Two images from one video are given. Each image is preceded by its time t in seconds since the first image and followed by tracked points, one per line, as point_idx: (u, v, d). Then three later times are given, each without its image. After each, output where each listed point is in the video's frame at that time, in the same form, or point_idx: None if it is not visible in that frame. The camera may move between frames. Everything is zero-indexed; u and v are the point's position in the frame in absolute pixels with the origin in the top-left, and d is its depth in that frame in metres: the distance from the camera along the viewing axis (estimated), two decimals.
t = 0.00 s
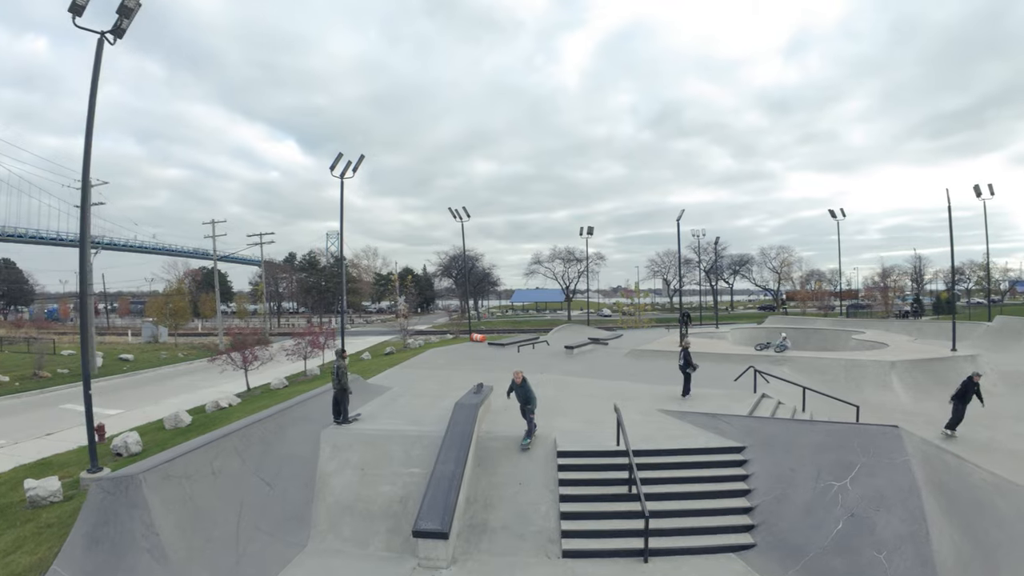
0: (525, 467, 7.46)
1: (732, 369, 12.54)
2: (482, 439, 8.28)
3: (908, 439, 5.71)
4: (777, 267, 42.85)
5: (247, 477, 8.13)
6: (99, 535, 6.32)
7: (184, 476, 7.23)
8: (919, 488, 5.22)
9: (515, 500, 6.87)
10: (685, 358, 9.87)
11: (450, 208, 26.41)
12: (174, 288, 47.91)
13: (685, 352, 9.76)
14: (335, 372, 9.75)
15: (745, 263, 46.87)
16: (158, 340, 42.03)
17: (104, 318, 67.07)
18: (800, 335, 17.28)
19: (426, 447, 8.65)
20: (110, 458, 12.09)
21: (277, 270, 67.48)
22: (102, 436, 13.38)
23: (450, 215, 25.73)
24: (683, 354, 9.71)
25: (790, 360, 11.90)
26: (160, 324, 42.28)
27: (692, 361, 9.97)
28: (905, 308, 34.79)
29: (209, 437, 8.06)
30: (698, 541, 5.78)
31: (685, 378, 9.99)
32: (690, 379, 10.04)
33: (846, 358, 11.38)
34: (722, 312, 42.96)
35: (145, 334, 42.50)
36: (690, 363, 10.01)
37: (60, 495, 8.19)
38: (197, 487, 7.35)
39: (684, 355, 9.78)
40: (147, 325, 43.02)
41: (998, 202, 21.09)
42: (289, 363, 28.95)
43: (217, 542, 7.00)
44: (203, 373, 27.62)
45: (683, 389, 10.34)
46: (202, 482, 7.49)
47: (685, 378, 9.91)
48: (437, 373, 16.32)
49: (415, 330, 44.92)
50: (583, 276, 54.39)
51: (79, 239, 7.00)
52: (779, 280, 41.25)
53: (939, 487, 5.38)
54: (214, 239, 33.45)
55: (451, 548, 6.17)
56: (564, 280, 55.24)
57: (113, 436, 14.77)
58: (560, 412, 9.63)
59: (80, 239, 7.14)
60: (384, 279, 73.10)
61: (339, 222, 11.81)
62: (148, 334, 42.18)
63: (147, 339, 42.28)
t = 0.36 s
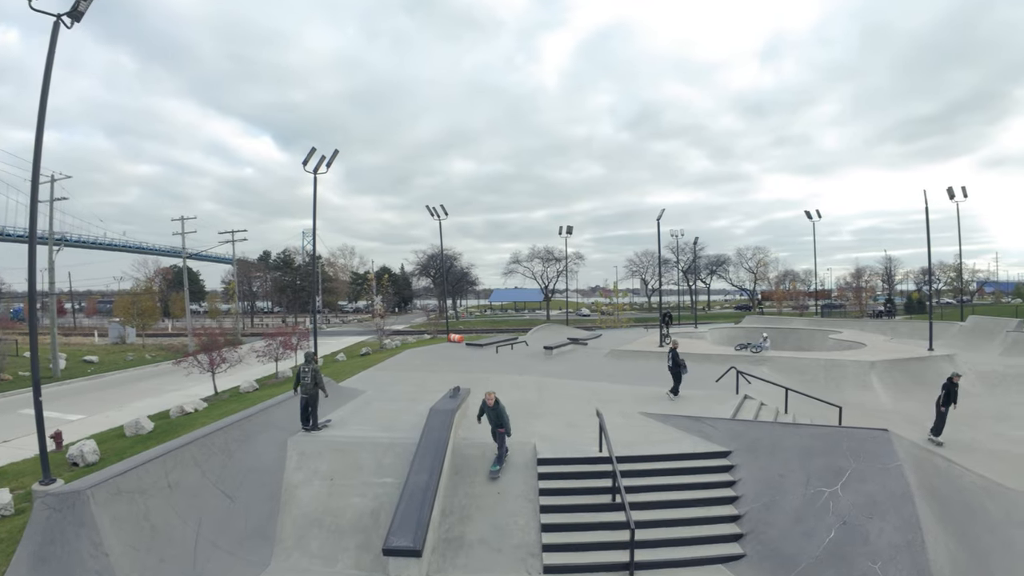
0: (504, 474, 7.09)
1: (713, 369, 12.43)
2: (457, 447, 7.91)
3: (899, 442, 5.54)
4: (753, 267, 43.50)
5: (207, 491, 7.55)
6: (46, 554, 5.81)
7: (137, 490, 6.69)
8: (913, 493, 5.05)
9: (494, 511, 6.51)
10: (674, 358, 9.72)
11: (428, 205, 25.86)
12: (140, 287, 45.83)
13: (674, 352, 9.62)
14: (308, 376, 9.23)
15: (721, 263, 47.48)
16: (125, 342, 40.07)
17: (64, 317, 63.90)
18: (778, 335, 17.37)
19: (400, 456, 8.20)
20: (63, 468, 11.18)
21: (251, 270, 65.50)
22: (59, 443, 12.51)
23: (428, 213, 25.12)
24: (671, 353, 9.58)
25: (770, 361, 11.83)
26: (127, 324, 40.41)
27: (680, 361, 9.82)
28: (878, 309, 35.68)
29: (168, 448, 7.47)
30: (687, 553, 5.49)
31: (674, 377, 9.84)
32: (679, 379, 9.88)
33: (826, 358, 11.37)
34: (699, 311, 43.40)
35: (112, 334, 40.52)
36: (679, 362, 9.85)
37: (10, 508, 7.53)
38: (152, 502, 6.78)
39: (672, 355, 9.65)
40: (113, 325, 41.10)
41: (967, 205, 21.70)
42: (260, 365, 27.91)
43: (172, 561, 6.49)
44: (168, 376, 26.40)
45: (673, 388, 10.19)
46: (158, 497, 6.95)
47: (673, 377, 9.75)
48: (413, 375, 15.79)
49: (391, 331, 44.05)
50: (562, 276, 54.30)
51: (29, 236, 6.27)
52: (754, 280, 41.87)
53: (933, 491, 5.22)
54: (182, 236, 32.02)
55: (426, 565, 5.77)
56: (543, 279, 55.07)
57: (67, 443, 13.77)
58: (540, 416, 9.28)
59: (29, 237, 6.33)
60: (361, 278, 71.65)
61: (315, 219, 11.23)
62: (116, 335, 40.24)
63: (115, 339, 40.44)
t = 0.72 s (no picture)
0: (481, 484, 6.73)
1: (693, 370, 12.30)
2: (431, 456, 7.49)
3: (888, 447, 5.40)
4: (729, 267, 44.09)
5: (162, 506, 7.07)
6: None
7: (85, 508, 6.26)
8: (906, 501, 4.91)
9: (471, 525, 6.13)
10: (663, 359, 9.56)
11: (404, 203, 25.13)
12: (107, 287, 43.66)
13: (663, 352, 9.49)
14: (277, 381, 8.68)
15: (698, 263, 48.03)
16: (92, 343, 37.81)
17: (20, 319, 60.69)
18: (756, 335, 17.42)
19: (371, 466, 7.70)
20: (15, 481, 10.11)
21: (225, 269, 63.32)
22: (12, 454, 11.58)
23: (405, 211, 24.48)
24: (660, 353, 9.44)
25: (750, 360, 11.75)
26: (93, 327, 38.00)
27: (669, 361, 9.68)
28: (854, 307, 36.56)
29: (123, 460, 7.00)
30: (677, 567, 5.17)
31: (662, 377, 9.70)
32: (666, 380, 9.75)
33: (806, 357, 11.34)
34: (677, 310, 43.76)
35: (77, 336, 38.36)
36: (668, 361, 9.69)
37: None
38: (100, 521, 6.35)
39: (661, 355, 9.52)
40: (78, 326, 38.99)
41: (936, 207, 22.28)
42: (229, 368, 26.80)
43: None
44: (130, 380, 25.12)
45: (661, 388, 10.04)
46: (108, 515, 6.48)
47: (661, 377, 9.62)
48: (387, 378, 15.23)
49: (368, 331, 43.09)
50: (541, 275, 54.13)
51: None
52: (731, 280, 42.45)
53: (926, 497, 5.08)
54: (149, 235, 30.68)
55: None
56: (521, 279, 54.82)
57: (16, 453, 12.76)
58: (519, 421, 8.91)
59: None
60: (337, 278, 70.04)
61: (286, 214, 10.62)
62: (81, 336, 37.94)
63: (79, 341, 38.16)
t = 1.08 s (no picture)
0: (458, 496, 6.38)
1: (673, 369, 12.15)
2: (404, 465, 7.05)
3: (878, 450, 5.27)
4: (705, 266, 44.63)
5: (113, 524, 6.47)
6: None
7: (27, 527, 5.74)
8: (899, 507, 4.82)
9: (450, 541, 5.78)
10: (653, 358, 9.44)
11: (379, 201, 24.39)
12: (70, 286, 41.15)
13: (654, 352, 9.39)
14: (235, 389, 8.09)
15: (674, 262, 48.53)
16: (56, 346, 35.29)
17: None
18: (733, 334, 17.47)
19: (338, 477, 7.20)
20: None
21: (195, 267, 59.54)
22: None
23: (380, 209, 23.79)
24: (651, 352, 9.36)
25: (730, 359, 11.64)
26: (55, 328, 35.63)
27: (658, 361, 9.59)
28: (826, 305, 37.49)
29: (72, 473, 6.46)
30: None
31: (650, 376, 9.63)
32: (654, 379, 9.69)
33: (785, 356, 11.29)
34: (654, 309, 44.05)
35: (40, 339, 35.84)
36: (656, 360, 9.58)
37: None
38: (46, 542, 5.83)
39: (652, 354, 9.43)
40: (41, 328, 36.23)
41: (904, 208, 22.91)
42: (195, 372, 25.63)
43: None
44: (87, 385, 23.76)
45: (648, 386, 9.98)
46: (53, 536, 5.94)
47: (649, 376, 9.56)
48: (359, 381, 14.61)
49: (342, 332, 42.03)
50: (519, 275, 53.83)
51: None
52: (706, 279, 42.97)
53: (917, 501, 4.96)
54: (112, 232, 29.19)
55: None
56: (499, 278, 54.41)
57: None
58: (496, 427, 8.52)
59: None
60: (310, 277, 68.21)
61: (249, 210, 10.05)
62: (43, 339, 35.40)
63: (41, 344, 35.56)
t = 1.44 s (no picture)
0: (433, 508, 5.98)
1: (652, 368, 11.99)
2: (375, 473, 6.59)
3: (868, 450, 5.08)
4: (680, 264, 45.11)
5: (61, 543, 5.87)
6: None
7: None
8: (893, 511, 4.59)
9: (421, 559, 5.37)
10: (641, 357, 9.31)
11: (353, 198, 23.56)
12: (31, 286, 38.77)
13: (641, 350, 9.23)
14: (185, 396, 7.40)
15: (650, 260, 48.92)
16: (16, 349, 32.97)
17: None
18: (710, 330, 17.52)
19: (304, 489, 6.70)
20: None
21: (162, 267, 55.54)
22: None
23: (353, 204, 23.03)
24: (639, 351, 9.21)
25: (709, 357, 11.53)
26: (17, 330, 33.40)
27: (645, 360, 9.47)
28: (798, 302, 38.41)
29: (15, 489, 5.80)
30: None
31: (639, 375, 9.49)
32: (642, 377, 9.56)
33: (763, 353, 11.25)
34: (632, 307, 44.29)
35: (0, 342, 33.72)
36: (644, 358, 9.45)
37: None
38: None
39: (640, 354, 9.28)
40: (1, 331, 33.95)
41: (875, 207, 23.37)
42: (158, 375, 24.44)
43: None
44: (41, 390, 22.37)
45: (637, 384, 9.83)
46: None
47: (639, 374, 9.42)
48: (330, 383, 14.00)
49: (316, 331, 40.90)
50: (496, 272, 53.40)
51: None
52: (682, 276, 43.42)
53: (910, 505, 4.77)
54: (74, 229, 27.63)
55: None
56: (476, 276, 53.88)
57: None
58: (473, 431, 8.13)
59: None
60: (282, 275, 66.34)
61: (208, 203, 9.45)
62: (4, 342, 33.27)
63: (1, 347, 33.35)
